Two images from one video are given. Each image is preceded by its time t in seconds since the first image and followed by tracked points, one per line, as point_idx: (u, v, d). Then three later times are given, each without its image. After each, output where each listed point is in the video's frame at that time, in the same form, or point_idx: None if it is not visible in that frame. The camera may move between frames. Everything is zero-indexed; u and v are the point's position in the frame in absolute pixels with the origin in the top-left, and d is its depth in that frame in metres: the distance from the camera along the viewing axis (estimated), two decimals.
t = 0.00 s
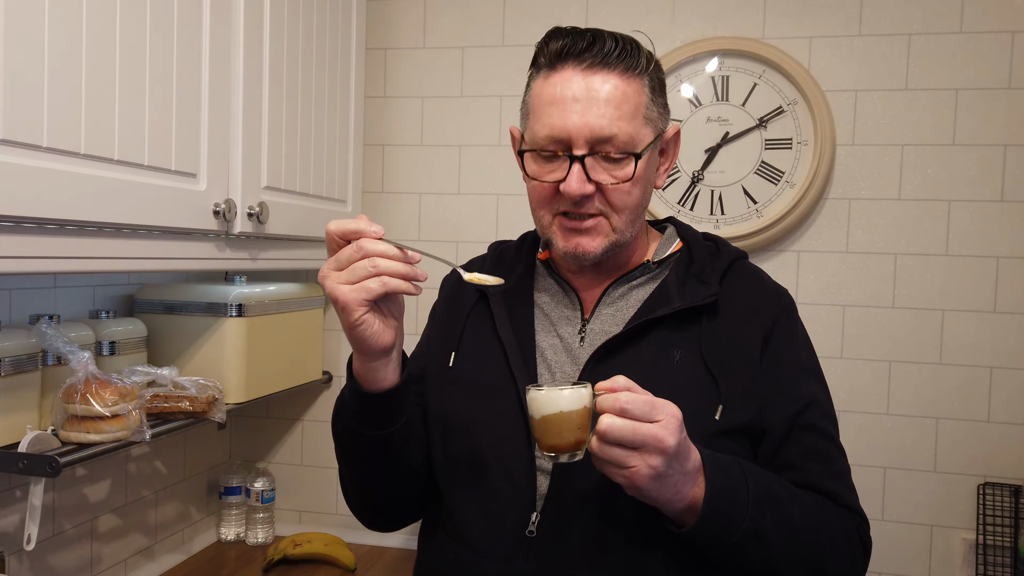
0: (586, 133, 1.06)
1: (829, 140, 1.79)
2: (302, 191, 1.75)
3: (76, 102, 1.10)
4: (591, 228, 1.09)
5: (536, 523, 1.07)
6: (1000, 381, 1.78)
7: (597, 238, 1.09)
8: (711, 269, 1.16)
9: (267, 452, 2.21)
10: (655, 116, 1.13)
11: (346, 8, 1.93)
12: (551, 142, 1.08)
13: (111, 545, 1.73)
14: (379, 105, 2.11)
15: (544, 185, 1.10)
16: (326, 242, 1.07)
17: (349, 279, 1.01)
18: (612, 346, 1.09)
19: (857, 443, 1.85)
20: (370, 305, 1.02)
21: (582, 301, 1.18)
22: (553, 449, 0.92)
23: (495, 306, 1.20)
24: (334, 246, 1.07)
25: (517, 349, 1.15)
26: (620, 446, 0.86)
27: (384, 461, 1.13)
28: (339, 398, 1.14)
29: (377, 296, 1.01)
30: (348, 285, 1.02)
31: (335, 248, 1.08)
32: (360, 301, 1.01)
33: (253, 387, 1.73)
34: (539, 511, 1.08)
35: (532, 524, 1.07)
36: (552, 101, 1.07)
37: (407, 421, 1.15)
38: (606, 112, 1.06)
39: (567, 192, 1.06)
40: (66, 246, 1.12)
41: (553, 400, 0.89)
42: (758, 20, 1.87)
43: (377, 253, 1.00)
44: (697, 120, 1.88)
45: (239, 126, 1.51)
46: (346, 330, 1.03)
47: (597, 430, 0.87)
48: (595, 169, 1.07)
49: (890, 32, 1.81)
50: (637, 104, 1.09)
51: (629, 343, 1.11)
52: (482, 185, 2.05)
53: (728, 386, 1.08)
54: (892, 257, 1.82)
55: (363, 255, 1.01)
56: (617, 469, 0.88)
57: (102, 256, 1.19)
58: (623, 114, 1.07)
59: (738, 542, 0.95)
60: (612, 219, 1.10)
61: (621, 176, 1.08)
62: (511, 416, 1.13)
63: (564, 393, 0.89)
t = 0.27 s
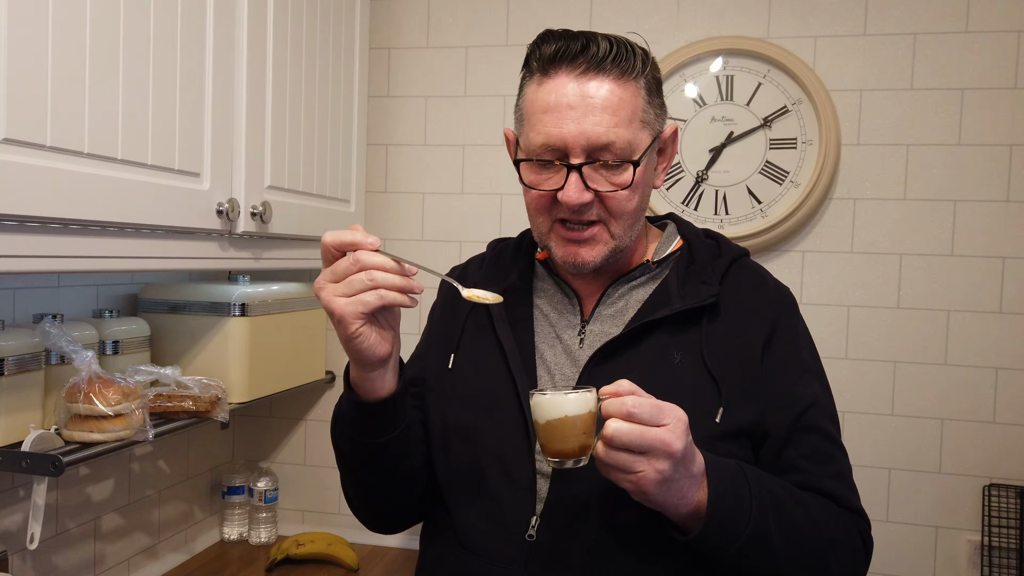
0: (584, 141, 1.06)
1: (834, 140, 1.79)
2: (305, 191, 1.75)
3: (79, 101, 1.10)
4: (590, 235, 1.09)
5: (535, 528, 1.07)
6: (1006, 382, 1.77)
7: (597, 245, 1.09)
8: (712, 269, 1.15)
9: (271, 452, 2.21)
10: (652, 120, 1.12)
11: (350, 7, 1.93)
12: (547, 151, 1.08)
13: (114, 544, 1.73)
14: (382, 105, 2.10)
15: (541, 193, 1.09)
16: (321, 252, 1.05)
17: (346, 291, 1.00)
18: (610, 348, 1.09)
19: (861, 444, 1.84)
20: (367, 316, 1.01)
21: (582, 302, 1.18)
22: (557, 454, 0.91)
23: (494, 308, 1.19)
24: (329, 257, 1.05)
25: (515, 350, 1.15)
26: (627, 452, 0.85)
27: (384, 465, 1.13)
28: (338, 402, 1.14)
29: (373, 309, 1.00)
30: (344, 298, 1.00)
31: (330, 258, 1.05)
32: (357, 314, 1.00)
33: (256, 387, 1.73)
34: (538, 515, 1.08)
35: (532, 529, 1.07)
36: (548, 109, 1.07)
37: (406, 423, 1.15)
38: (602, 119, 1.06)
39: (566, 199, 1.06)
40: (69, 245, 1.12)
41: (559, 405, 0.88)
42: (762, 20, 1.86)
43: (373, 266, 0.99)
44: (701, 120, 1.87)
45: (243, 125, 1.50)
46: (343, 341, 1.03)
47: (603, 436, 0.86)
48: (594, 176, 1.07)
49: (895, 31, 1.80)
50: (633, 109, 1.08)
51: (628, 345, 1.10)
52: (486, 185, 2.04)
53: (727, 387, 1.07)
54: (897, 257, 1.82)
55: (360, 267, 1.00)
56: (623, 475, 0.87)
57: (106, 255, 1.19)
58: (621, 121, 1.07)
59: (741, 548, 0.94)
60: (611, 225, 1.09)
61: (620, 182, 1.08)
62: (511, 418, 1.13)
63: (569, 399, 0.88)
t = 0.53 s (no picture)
0: (578, 143, 1.05)
1: (836, 139, 1.78)
2: (305, 189, 1.74)
3: (78, 99, 1.09)
4: (586, 236, 1.09)
5: (530, 530, 1.06)
6: (1008, 382, 1.76)
7: (592, 246, 1.09)
8: (708, 268, 1.15)
9: (271, 451, 2.21)
10: (646, 119, 1.12)
11: (350, 6, 1.93)
12: (541, 154, 1.07)
13: (115, 543, 1.73)
14: (383, 104, 2.10)
15: (536, 196, 1.09)
16: (311, 267, 1.04)
17: (337, 308, 1.00)
18: (605, 348, 1.09)
19: (863, 444, 1.83)
20: (358, 332, 1.01)
21: (577, 303, 1.18)
22: (557, 454, 0.90)
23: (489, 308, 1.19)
24: (318, 272, 1.04)
25: (511, 350, 1.15)
26: (626, 451, 0.84)
27: (379, 467, 1.13)
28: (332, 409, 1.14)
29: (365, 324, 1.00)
30: (335, 314, 1.00)
31: (318, 273, 1.05)
32: (350, 330, 1.00)
33: (256, 386, 1.73)
34: (534, 518, 1.07)
35: (528, 531, 1.06)
36: (541, 111, 1.07)
37: (401, 424, 1.14)
38: (596, 121, 1.05)
39: (561, 202, 1.05)
40: (69, 243, 1.12)
41: (558, 402, 0.88)
42: (763, 18, 1.86)
43: (365, 282, 0.99)
44: (703, 119, 1.87)
45: (243, 124, 1.50)
46: (336, 356, 1.03)
47: (602, 436, 0.85)
48: (588, 178, 1.06)
49: (897, 30, 1.79)
50: (627, 110, 1.08)
51: (623, 345, 1.10)
52: (486, 184, 2.04)
53: (724, 387, 1.07)
54: (900, 256, 1.81)
55: (350, 283, 0.99)
56: (623, 475, 0.86)
57: (105, 253, 1.19)
58: (614, 122, 1.06)
59: (739, 549, 0.93)
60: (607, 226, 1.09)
61: (614, 183, 1.07)
62: (506, 418, 1.12)
63: (569, 395, 0.88)
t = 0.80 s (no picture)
0: (573, 140, 1.05)
1: (836, 138, 1.78)
2: (306, 188, 1.75)
3: (79, 97, 1.10)
4: (581, 233, 1.09)
5: (527, 529, 1.06)
6: (1008, 380, 1.76)
7: (588, 243, 1.09)
8: (704, 265, 1.15)
9: (272, 449, 2.22)
10: (641, 116, 1.12)
11: (351, 5, 1.93)
12: (536, 151, 1.08)
13: (116, 541, 1.73)
14: (384, 103, 2.10)
15: (531, 194, 1.09)
16: (304, 269, 1.03)
17: (331, 310, 0.99)
18: (602, 347, 1.09)
19: (863, 443, 1.83)
20: (353, 333, 1.01)
21: (573, 301, 1.18)
22: (553, 449, 0.90)
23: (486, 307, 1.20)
24: (312, 274, 1.03)
25: (507, 348, 1.15)
26: (623, 448, 0.84)
27: (377, 466, 1.13)
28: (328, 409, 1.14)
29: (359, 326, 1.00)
30: (330, 316, 1.00)
31: (312, 274, 1.04)
32: (344, 332, 1.00)
33: (257, 384, 1.73)
34: (530, 516, 1.07)
35: (524, 529, 1.06)
36: (536, 108, 1.07)
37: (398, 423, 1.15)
38: (591, 118, 1.05)
39: (557, 199, 1.06)
40: (69, 241, 1.12)
41: (563, 399, 0.87)
42: (764, 17, 1.86)
43: (359, 284, 0.98)
44: (703, 118, 1.87)
45: (244, 122, 1.50)
46: (331, 357, 1.03)
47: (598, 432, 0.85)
48: (584, 175, 1.07)
49: (898, 28, 1.79)
50: (622, 107, 1.08)
51: (619, 343, 1.10)
52: (487, 182, 2.04)
53: (720, 384, 1.07)
54: (900, 255, 1.81)
55: (345, 285, 0.99)
56: (619, 472, 0.86)
57: (106, 251, 1.19)
58: (609, 119, 1.06)
59: (735, 547, 0.93)
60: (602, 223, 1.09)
61: (610, 180, 1.07)
62: (502, 416, 1.13)
63: (575, 393, 0.87)
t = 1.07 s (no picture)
0: (573, 133, 1.05)
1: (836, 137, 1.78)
2: (307, 187, 1.75)
3: (79, 96, 1.10)
4: (581, 227, 1.09)
5: (524, 527, 1.06)
6: (1008, 380, 1.76)
7: (588, 237, 1.09)
8: (701, 264, 1.15)
9: (273, 448, 2.22)
10: (639, 112, 1.12)
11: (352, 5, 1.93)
12: (537, 145, 1.08)
13: (117, 540, 1.74)
14: (384, 102, 2.11)
15: (531, 189, 1.09)
16: (298, 276, 1.03)
17: (328, 315, 1.00)
18: (599, 346, 1.09)
19: (864, 442, 1.83)
20: (351, 337, 1.01)
21: (571, 301, 1.18)
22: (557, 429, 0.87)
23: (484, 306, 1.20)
24: (307, 280, 1.04)
25: (504, 348, 1.15)
26: (623, 451, 0.82)
27: (375, 465, 1.13)
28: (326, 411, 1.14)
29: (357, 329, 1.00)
30: (327, 320, 1.00)
31: (307, 281, 1.04)
32: (342, 336, 1.00)
33: (258, 383, 1.73)
34: (528, 514, 1.07)
35: (521, 528, 1.06)
36: (536, 103, 1.07)
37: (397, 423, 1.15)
38: (591, 111, 1.05)
39: (557, 193, 1.05)
40: (70, 240, 1.12)
41: (579, 395, 0.82)
42: (764, 16, 1.86)
43: (354, 287, 0.99)
44: (704, 117, 1.87)
45: (244, 122, 1.50)
46: (329, 361, 1.03)
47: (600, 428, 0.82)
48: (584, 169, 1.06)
49: (898, 28, 1.79)
50: (621, 102, 1.08)
51: (616, 342, 1.11)
52: (487, 182, 2.04)
53: (717, 383, 1.07)
54: (900, 254, 1.81)
55: (341, 290, 0.99)
56: (616, 466, 0.85)
57: (106, 251, 1.19)
58: (609, 113, 1.06)
59: (746, 541, 0.92)
60: (602, 217, 1.09)
61: (610, 174, 1.07)
62: (500, 415, 1.13)
63: (592, 391, 0.81)
